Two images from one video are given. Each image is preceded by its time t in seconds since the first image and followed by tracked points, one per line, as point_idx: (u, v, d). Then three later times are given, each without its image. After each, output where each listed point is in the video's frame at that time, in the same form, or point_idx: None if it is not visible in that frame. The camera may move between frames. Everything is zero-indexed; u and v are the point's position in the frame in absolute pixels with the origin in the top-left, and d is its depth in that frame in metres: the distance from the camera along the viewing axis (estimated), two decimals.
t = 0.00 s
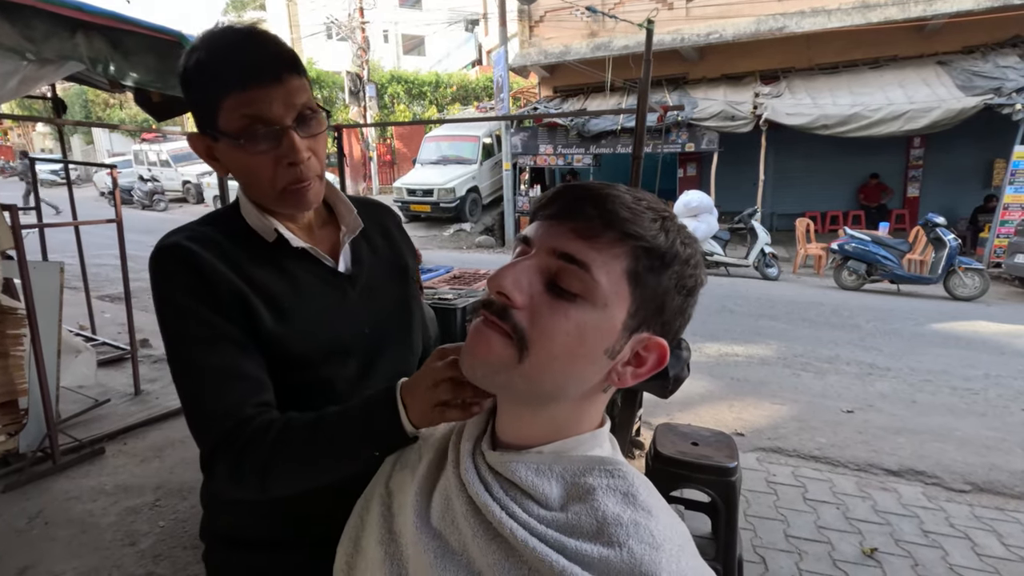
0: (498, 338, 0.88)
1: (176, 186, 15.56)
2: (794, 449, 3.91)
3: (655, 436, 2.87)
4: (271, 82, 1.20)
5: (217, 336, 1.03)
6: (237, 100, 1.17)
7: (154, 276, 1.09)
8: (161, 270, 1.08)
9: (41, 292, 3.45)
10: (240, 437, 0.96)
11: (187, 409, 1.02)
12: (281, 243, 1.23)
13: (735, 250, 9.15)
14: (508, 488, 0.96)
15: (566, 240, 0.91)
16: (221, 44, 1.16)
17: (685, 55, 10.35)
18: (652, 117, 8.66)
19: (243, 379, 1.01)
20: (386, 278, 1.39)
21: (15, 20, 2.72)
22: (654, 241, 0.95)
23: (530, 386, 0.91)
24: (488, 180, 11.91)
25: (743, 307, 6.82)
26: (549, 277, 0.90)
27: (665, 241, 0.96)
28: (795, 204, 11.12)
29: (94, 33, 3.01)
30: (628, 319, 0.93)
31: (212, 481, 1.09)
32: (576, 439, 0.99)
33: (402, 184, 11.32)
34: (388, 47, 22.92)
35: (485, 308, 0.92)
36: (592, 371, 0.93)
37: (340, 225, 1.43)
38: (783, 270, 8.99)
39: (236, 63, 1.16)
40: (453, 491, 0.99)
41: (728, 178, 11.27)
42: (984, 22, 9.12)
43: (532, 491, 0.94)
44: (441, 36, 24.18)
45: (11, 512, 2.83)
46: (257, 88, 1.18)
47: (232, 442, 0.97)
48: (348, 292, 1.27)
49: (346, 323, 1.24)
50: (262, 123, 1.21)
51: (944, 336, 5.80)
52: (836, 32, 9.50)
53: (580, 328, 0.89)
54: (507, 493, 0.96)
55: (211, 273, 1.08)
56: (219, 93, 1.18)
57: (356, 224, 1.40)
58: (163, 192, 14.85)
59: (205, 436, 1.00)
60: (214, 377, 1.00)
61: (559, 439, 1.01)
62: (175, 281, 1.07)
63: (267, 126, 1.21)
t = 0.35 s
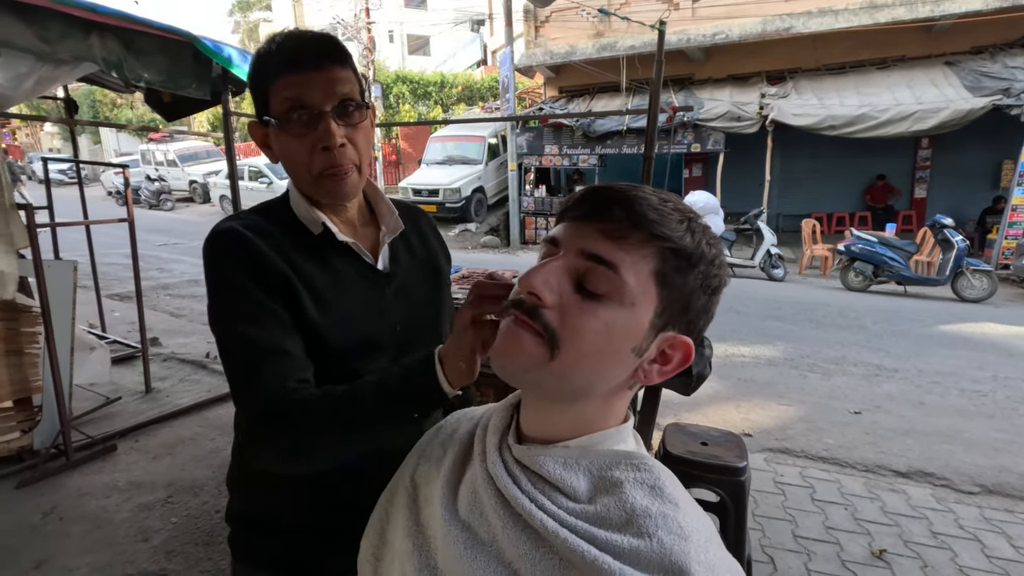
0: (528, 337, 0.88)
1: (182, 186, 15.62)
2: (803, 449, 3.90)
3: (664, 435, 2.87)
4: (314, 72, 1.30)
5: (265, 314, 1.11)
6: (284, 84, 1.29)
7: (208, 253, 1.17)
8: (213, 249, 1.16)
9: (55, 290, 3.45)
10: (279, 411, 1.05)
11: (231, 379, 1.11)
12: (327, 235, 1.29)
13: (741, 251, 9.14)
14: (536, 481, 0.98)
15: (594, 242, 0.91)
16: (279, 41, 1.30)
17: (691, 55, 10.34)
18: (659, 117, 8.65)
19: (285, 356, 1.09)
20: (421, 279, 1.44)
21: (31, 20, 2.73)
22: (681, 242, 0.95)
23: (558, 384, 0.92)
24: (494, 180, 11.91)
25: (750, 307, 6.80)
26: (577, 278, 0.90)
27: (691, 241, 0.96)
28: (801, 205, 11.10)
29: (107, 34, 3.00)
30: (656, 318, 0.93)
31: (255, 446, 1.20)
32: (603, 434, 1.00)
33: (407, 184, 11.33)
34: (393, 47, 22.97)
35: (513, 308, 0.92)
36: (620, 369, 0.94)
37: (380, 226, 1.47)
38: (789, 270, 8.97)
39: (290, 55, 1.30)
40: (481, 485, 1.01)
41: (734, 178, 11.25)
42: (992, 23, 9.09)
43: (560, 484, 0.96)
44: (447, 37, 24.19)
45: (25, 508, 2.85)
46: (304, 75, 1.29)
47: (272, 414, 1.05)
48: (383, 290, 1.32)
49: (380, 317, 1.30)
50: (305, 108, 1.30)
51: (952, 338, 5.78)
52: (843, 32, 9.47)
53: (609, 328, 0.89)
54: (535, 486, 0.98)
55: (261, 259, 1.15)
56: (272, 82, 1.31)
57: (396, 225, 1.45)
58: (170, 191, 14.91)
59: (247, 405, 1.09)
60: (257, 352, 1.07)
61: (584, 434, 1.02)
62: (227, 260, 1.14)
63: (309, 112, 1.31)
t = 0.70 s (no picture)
0: (553, 339, 0.86)
1: (189, 185, 15.68)
2: (811, 451, 3.86)
3: (673, 437, 2.85)
4: (332, 72, 1.28)
5: (262, 320, 1.07)
6: (300, 86, 1.28)
7: (207, 252, 1.14)
8: (213, 251, 1.12)
9: (67, 288, 3.46)
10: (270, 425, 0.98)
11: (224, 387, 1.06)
12: (338, 237, 1.29)
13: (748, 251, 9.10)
14: (555, 486, 0.97)
15: (618, 245, 0.90)
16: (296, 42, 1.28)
17: (697, 55, 10.30)
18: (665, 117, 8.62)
19: (281, 365, 1.04)
20: (425, 288, 1.44)
21: (44, 22, 2.73)
22: (705, 247, 0.94)
23: (581, 387, 0.90)
24: (500, 180, 11.90)
25: (757, 308, 6.77)
26: (603, 281, 0.88)
27: (714, 246, 0.96)
28: (808, 205, 11.04)
29: (119, 36, 3.03)
30: (679, 323, 0.92)
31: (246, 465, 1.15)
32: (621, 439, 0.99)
33: (413, 184, 11.34)
34: (399, 47, 23.03)
35: (536, 311, 0.89)
36: (643, 373, 0.92)
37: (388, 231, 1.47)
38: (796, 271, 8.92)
39: (307, 55, 1.28)
40: (500, 488, 1.00)
41: (741, 178, 11.20)
42: (1002, 22, 9.02)
43: (580, 489, 0.95)
44: (452, 36, 24.18)
45: (36, 506, 2.85)
46: (320, 77, 1.28)
47: (263, 427, 0.99)
48: (388, 297, 1.32)
49: (385, 324, 1.29)
50: (321, 110, 1.29)
51: (962, 339, 5.73)
52: (852, 31, 9.40)
53: (633, 333, 0.87)
54: (555, 491, 0.96)
55: (266, 262, 1.13)
56: (287, 83, 1.29)
57: (405, 232, 1.45)
58: (177, 191, 14.98)
59: (239, 415, 1.03)
60: (254, 360, 1.03)
61: (604, 439, 1.02)
62: (229, 261, 1.11)
63: (327, 114, 1.30)
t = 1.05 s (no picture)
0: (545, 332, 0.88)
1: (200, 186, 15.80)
2: (821, 453, 3.83)
3: (682, 437, 2.84)
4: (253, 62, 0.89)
5: (198, 368, 0.75)
6: (211, 88, 0.87)
7: (129, 289, 0.81)
8: (137, 291, 0.81)
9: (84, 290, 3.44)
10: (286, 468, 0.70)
11: (183, 453, 0.75)
12: (271, 259, 0.98)
13: (758, 252, 9.04)
14: (567, 484, 0.97)
15: (602, 239, 0.92)
16: (196, 22, 0.87)
17: (707, 54, 10.25)
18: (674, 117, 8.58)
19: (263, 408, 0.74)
20: (384, 296, 1.16)
21: (62, 27, 2.88)
22: (687, 233, 0.94)
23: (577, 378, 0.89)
24: (508, 180, 11.89)
25: (766, 309, 6.73)
26: (589, 273, 0.89)
27: (697, 233, 0.95)
28: (819, 206, 10.97)
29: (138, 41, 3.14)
30: (669, 309, 0.91)
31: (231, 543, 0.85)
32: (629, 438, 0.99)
33: (422, 184, 11.37)
34: (408, 47, 23.08)
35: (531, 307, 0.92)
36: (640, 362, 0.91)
37: (325, 238, 1.18)
38: (806, 271, 8.86)
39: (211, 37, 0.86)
40: (513, 486, 1.00)
41: (750, 178, 11.14)
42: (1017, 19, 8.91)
43: (591, 487, 0.95)
44: (460, 36, 24.18)
45: (53, 502, 2.88)
46: (235, 71, 0.87)
47: (261, 493, 0.70)
48: (342, 319, 1.02)
49: (347, 350, 1.01)
50: (243, 116, 0.90)
51: (974, 341, 5.67)
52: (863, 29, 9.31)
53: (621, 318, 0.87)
54: (566, 488, 0.97)
55: (201, 290, 0.82)
56: (184, 80, 0.87)
57: (348, 238, 1.17)
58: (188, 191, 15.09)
59: (219, 486, 0.72)
60: (218, 413, 0.72)
61: (613, 438, 1.01)
62: (156, 297, 0.80)
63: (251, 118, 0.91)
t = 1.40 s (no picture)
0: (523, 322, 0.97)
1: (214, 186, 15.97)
2: (830, 454, 3.80)
3: (686, 437, 2.83)
4: (165, 76, 0.81)
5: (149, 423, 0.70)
6: (119, 113, 0.79)
7: (30, 336, 0.71)
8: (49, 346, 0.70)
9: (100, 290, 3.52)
10: (238, 531, 0.71)
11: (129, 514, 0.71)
12: (199, 283, 0.92)
13: (769, 251, 8.97)
14: (552, 479, 0.99)
15: (569, 234, 1.00)
16: (69, 31, 0.75)
17: (718, 52, 10.18)
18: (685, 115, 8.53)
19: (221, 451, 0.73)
20: (331, 306, 1.13)
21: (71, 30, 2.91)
22: (647, 221, 1.01)
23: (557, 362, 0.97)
24: (518, 179, 11.89)
25: (778, 309, 6.68)
26: (560, 267, 0.97)
27: (658, 220, 1.03)
28: (832, 204, 10.85)
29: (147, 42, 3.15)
30: (639, 292, 0.98)
31: None
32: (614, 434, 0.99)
33: (432, 184, 11.41)
34: (420, 47, 23.16)
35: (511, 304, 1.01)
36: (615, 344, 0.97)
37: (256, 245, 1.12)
38: (819, 271, 8.77)
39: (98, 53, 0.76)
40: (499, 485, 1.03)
41: (763, 177, 11.04)
42: None
43: (575, 482, 0.96)
44: (471, 36, 24.21)
45: (68, 496, 2.96)
46: (139, 94, 0.79)
47: (225, 541, 0.71)
48: (291, 334, 0.98)
49: (297, 370, 0.97)
50: (153, 137, 0.82)
51: (990, 341, 5.58)
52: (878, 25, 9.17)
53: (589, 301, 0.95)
54: (551, 483, 0.98)
55: (124, 339, 0.74)
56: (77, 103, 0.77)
57: (285, 244, 1.12)
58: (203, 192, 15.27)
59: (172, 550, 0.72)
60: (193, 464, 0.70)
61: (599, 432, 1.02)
62: (60, 343, 0.71)
63: (167, 136, 0.83)
